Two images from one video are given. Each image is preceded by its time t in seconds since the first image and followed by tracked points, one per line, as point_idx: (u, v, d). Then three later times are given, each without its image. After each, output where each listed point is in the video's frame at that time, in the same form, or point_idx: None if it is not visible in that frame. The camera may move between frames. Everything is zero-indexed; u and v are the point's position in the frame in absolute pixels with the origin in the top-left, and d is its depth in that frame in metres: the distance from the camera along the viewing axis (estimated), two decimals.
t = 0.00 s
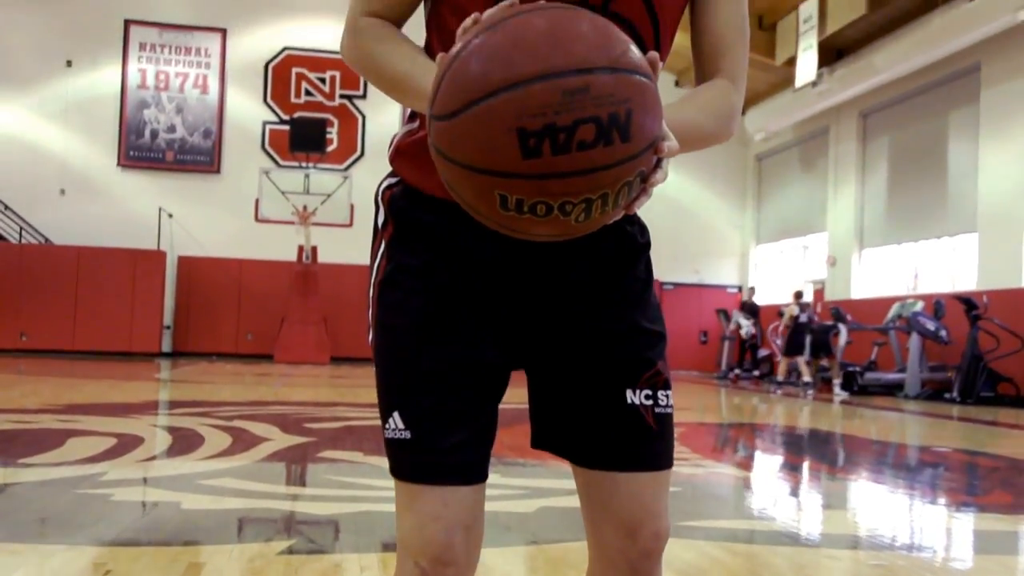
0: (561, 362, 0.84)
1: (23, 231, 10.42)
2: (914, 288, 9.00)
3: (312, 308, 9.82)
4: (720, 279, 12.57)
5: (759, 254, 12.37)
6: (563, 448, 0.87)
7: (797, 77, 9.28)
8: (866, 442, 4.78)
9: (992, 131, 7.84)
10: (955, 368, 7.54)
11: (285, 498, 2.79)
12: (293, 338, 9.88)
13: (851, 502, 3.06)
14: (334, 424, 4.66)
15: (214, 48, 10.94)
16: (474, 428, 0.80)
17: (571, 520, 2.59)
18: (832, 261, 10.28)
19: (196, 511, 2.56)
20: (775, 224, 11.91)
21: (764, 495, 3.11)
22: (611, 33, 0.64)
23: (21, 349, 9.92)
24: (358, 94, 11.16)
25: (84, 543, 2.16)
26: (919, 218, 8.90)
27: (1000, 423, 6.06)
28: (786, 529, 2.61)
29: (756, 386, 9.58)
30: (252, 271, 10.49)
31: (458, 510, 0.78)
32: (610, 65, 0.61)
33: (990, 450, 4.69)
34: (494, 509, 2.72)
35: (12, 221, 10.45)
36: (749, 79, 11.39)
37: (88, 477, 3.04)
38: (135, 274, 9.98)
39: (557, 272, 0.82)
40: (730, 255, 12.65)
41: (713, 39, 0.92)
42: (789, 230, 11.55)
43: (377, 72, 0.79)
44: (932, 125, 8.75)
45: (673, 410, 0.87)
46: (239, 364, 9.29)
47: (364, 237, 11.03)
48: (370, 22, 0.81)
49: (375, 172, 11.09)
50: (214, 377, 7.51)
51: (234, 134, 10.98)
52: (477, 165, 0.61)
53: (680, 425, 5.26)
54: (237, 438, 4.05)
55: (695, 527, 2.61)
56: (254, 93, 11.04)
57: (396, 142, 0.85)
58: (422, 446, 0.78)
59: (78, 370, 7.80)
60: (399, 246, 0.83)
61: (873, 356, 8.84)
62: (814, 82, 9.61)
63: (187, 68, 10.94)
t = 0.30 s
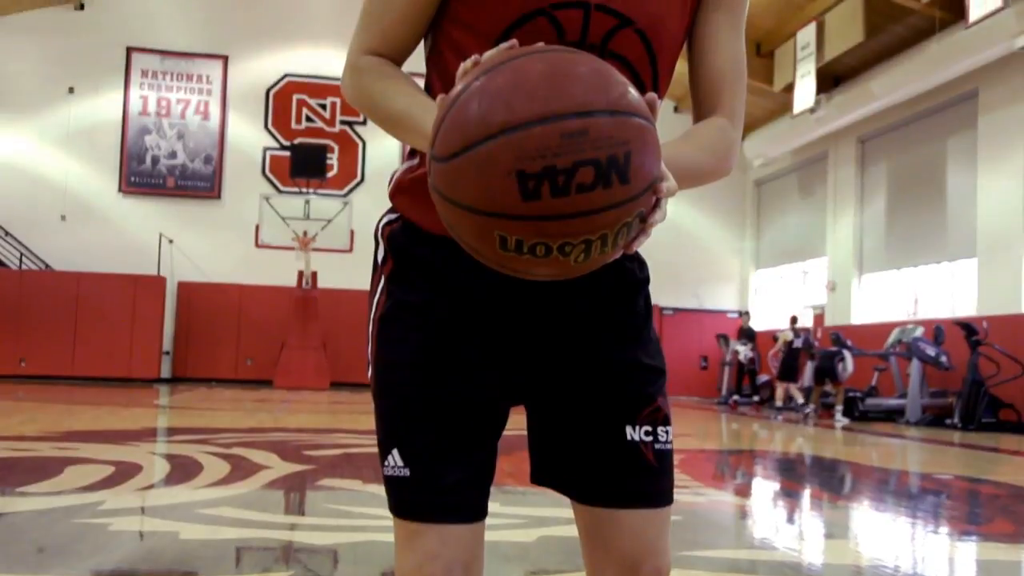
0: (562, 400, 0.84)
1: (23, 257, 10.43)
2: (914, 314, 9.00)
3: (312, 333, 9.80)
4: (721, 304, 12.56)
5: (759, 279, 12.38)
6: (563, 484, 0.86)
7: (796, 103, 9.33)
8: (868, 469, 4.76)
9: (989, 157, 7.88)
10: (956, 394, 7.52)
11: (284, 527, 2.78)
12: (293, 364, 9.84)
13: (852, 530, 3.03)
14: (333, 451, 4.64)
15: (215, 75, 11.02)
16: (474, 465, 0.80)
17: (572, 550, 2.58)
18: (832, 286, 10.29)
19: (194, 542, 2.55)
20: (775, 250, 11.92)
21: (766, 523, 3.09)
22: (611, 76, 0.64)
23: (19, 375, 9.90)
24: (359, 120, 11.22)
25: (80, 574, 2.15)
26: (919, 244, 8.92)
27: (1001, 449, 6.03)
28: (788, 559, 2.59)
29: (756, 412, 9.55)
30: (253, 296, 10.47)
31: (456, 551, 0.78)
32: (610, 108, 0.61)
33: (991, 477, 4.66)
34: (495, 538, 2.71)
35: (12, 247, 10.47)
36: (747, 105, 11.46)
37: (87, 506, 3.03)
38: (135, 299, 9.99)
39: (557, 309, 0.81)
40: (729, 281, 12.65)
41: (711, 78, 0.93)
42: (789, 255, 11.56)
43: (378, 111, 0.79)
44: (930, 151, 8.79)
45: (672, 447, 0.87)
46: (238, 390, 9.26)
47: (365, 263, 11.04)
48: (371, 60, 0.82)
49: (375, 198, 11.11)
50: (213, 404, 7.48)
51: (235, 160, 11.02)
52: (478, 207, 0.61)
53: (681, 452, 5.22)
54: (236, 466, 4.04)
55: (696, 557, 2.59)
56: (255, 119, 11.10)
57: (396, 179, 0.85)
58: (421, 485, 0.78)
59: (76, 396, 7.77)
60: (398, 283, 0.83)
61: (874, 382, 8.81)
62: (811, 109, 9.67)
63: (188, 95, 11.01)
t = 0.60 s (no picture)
0: (559, 434, 0.84)
1: (22, 282, 10.44)
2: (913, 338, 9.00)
3: (310, 358, 9.78)
4: (720, 328, 12.56)
5: (758, 303, 12.39)
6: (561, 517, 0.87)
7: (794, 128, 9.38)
8: (870, 495, 4.73)
9: (986, 182, 7.91)
10: (955, 419, 7.51)
11: (281, 556, 2.76)
12: (292, 388, 9.81)
13: (852, 557, 3.02)
14: (331, 477, 4.62)
15: (215, 100, 11.08)
16: (471, 501, 0.80)
17: None
18: (830, 310, 10.29)
19: (190, 570, 2.53)
20: (774, 273, 11.93)
21: (765, 550, 3.07)
22: (610, 116, 0.65)
23: (17, 400, 9.85)
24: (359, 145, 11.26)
25: None
26: (917, 268, 8.94)
27: (1001, 475, 6.00)
28: None
29: (756, 436, 9.52)
30: (252, 320, 10.47)
31: None
32: (608, 147, 0.61)
33: (992, 503, 4.64)
34: (494, 565, 2.69)
35: (11, 271, 10.48)
36: (745, 130, 11.52)
37: (84, 534, 3.01)
38: (134, 323, 9.97)
39: (556, 343, 0.81)
40: (728, 305, 12.65)
41: (708, 118, 0.94)
42: (788, 279, 11.56)
43: (377, 145, 0.80)
44: (927, 176, 8.82)
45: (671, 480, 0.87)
46: (236, 415, 9.23)
47: (364, 288, 11.04)
48: (370, 96, 0.82)
49: (375, 222, 11.13)
50: (211, 429, 7.46)
51: (234, 185, 11.05)
52: (476, 244, 0.61)
53: (680, 478, 5.20)
54: (233, 493, 4.02)
55: None
56: (255, 144, 11.14)
57: (395, 214, 0.85)
58: (419, 521, 0.78)
59: (72, 422, 7.74)
60: (397, 317, 0.83)
61: (874, 406, 8.79)
62: (809, 133, 9.71)
63: (188, 120, 11.05)
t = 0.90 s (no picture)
0: (557, 465, 0.84)
1: (20, 303, 10.43)
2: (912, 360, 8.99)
3: (308, 379, 9.75)
4: (719, 351, 12.54)
5: (756, 326, 12.39)
6: (557, 549, 0.86)
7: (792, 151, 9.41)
8: (870, 520, 4.70)
9: (984, 205, 7.92)
10: (955, 442, 7.48)
11: None
12: (289, 410, 9.77)
13: None
14: (328, 500, 4.60)
15: (216, 122, 11.12)
16: (468, 533, 0.80)
17: None
18: (829, 332, 10.27)
19: None
20: (773, 296, 11.93)
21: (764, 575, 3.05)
22: (607, 152, 0.65)
23: (14, 421, 9.82)
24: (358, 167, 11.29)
25: None
26: (916, 291, 8.93)
27: (1001, 499, 5.97)
28: None
29: (755, 459, 9.47)
30: (250, 342, 10.44)
31: None
32: (604, 183, 0.62)
33: (993, 527, 4.61)
34: None
35: (10, 292, 10.48)
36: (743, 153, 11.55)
37: (78, 558, 2.99)
38: (132, 344, 9.96)
39: (552, 375, 0.81)
40: (727, 326, 12.63)
41: (705, 150, 0.95)
42: (787, 301, 11.56)
43: (376, 176, 0.80)
44: (925, 199, 8.84)
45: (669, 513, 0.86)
46: (233, 437, 9.19)
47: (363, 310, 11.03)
48: (368, 128, 0.83)
49: (374, 244, 11.13)
50: (209, 451, 7.42)
51: (234, 207, 11.07)
52: (472, 279, 0.61)
53: (678, 502, 5.16)
54: (230, 517, 3.99)
55: None
56: (255, 166, 11.17)
57: (391, 244, 0.85)
58: (416, 554, 0.78)
59: (68, 444, 7.70)
60: (392, 348, 0.83)
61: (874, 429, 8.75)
62: (807, 156, 9.75)
63: (188, 141, 11.08)
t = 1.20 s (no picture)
0: (554, 502, 0.83)
1: (18, 328, 10.42)
2: (911, 389, 8.98)
3: (307, 406, 9.69)
4: (718, 379, 12.51)
5: (755, 354, 12.38)
6: None
7: (790, 180, 9.45)
8: (871, 550, 4.66)
9: (983, 234, 7.94)
10: (956, 471, 7.45)
11: None
12: (288, 437, 9.72)
13: None
14: (324, 530, 4.57)
15: (216, 149, 11.17)
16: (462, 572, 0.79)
17: None
18: (829, 360, 10.25)
19: None
20: (772, 324, 11.93)
21: None
22: (604, 191, 0.65)
23: (11, 447, 9.78)
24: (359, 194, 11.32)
25: None
26: (914, 320, 8.94)
27: (1001, 529, 5.94)
28: None
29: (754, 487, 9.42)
30: (249, 368, 10.40)
31: None
32: (601, 222, 0.61)
33: (994, 558, 4.57)
34: None
35: (8, 318, 10.47)
36: (742, 181, 11.60)
37: None
38: (131, 370, 9.91)
39: (547, 414, 0.80)
40: (726, 354, 12.61)
41: (703, 187, 0.95)
42: (785, 329, 11.55)
43: (372, 215, 0.81)
44: (923, 227, 8.87)
45: (667, 554, 0.85)
46: (231, 465, 9.14)
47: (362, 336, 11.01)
48: (367, 165, 0.83)
49: (373, 270, 11.14)
50: (205, 479, 7.38)
51: (233, 233, 11.08)
52: (469, 319, 0.61)
53: (677, 532, 5.12)
54: (226, 546, 3.97)
55: None
56: (255, 192, 11.20)
57: (389, 281, 0.85)
58: None
59: (65, 471, 7.67)
60: (388, 385, 0.83)
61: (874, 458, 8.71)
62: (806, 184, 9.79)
63: (189, 168, 11.12)
